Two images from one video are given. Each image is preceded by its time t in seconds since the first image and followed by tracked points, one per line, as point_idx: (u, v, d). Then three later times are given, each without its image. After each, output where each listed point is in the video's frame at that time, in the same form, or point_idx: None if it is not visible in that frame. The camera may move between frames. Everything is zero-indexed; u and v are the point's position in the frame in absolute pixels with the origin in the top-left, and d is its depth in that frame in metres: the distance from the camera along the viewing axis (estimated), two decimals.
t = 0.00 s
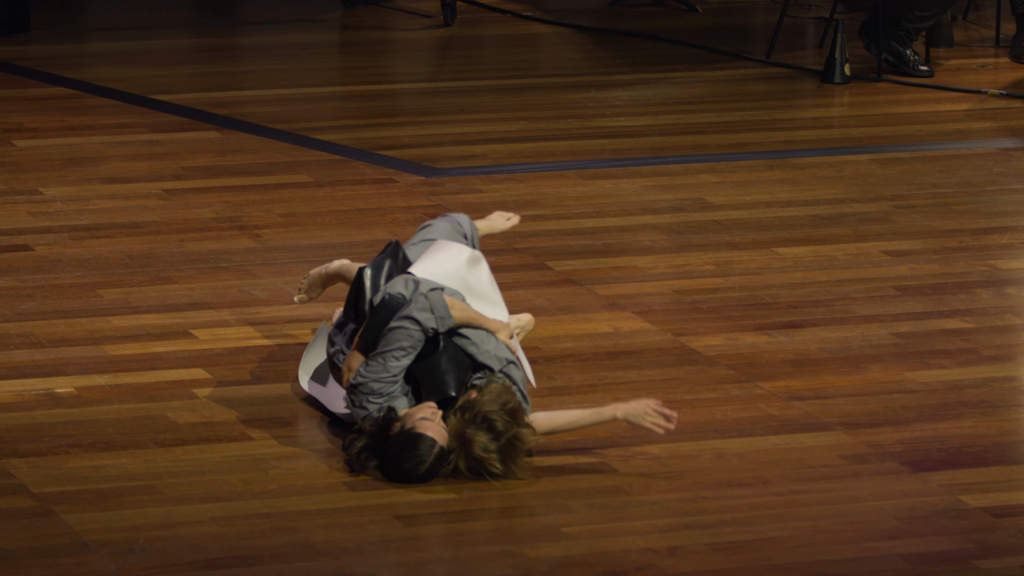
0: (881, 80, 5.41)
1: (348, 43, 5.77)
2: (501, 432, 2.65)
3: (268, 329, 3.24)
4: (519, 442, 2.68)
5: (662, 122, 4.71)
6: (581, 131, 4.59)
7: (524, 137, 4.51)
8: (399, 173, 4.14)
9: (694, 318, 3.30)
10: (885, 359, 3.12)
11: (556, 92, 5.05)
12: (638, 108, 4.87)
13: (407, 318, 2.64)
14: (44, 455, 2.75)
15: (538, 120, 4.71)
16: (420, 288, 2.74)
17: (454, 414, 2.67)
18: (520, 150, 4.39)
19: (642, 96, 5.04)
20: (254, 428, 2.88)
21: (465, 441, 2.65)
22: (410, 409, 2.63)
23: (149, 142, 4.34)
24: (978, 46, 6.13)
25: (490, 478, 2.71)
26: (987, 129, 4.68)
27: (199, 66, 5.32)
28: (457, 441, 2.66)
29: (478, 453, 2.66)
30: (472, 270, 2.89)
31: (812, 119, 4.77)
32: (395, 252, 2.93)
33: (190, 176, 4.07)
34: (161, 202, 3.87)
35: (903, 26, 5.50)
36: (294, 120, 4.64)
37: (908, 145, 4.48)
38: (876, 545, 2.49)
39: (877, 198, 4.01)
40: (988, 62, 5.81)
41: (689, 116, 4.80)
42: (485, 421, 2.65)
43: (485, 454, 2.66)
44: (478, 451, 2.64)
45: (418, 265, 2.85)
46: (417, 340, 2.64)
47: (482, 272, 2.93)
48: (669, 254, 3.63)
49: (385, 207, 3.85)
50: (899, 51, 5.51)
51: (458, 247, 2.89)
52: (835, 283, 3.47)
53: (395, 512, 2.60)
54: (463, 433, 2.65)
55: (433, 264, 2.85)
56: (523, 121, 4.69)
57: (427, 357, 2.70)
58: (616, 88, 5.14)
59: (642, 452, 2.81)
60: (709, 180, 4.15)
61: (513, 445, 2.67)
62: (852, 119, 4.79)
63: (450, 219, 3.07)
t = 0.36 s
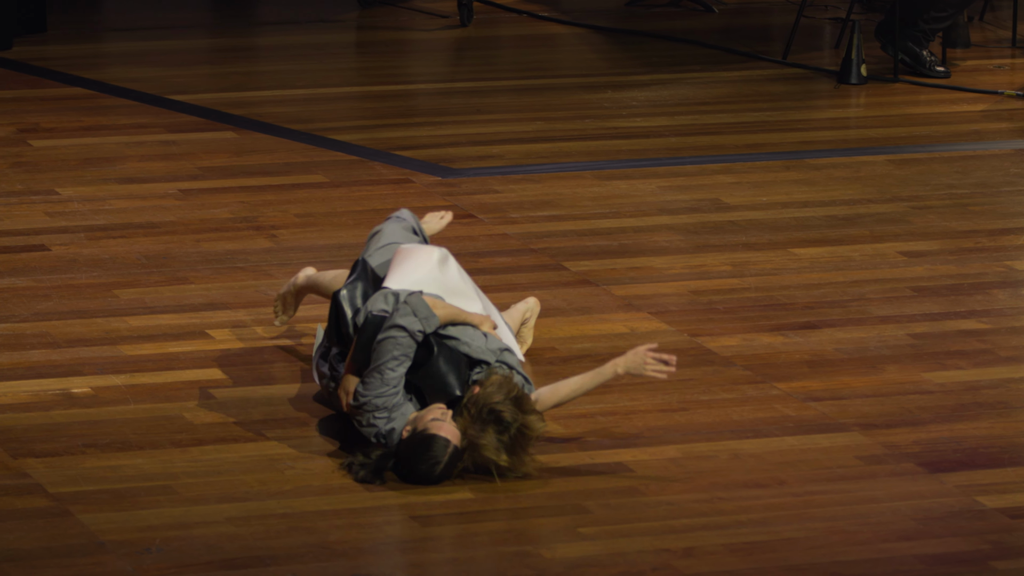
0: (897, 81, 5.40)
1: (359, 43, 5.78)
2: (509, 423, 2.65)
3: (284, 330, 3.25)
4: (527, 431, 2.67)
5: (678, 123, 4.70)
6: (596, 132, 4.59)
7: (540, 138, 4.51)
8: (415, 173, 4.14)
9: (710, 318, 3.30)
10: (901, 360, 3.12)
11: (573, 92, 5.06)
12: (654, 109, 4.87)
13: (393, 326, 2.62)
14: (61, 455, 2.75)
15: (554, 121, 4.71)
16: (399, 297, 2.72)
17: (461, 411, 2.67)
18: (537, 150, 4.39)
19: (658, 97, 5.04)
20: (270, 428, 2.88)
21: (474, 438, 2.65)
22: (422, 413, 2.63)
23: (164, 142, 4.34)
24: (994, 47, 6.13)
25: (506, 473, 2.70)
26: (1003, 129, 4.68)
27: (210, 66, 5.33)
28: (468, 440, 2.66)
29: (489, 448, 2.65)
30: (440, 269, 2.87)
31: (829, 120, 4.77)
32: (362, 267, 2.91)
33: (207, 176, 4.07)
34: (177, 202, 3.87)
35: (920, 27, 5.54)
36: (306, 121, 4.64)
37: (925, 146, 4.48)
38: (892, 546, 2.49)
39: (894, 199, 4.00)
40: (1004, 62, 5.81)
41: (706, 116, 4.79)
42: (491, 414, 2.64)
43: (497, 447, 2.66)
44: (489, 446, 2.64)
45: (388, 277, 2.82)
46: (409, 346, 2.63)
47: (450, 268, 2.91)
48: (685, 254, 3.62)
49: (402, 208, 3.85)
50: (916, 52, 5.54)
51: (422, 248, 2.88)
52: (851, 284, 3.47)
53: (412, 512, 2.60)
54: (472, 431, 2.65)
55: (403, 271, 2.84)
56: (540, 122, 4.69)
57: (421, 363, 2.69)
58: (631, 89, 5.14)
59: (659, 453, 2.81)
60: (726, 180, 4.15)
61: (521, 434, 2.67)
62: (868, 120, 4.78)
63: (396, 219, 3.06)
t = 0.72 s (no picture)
0: (917, 82, 5.40)
1: (371, 44, 5.78)
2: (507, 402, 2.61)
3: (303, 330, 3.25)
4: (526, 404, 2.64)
5: (697, 123, 4.70)
6: (618, 132, 4.60)
7: (560, 138, 4.51)
8: (434, 174, 4.14)
9: (729, 319, 3.30)
10: (920, 361, 3.12)
11: (593, 93, 5.06)
12: (673, 109, 4.87)
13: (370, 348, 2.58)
14: (80, 455, 2.75)
15: (573, 121, 4.71)
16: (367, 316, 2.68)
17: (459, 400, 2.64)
18: (557, 150, 4.39)
19: (677, 97, 5.04)
20: (289, 429, 2.88)
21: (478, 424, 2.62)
22: (430, 415, 2.61)
23: (184, 142, 4.35)
24: (1014, 48, 6.12)
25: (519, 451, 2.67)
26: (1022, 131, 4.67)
27: (222, 66, 5.33)
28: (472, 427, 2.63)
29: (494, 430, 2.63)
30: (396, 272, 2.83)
31: (848, 121, 4.77)
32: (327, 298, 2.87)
33: (226, 176, 4.07)
34: (196, 202, 3.87)
35: (939, 28, 5.56)
36: (320, 121, 4.64)
37: (944, 146, 4.48)
38: (911, 547, 2.49)
39: (913, 200, 4.00)
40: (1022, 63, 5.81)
41: (726, 117, 4.79)
42: (487, 397, 2.61)
43: (501, 427, 2.64)
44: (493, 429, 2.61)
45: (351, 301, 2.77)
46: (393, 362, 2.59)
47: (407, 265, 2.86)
48: (705, 255, 3.62)
49: (421, 208, 3.84)
50: (935, 54, 5.55)
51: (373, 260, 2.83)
52: (870, 285, 3.46)
53: (430, 513, 2.60)
54: (472, 417, 2.63)
55: (364, 289, 2.79)
56: (559, 122, 4.68)
57: (408, 369, 2.67)
58: (652, 89, 5.15)
59: (678, 453, 2.81)
60: (745, 181, 4.14)
61: (521, 409, 2.63)
62: (887, 121, 4.78)
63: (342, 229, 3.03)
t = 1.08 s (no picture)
0: (938, 82, 5.40)
1: (384, 44, 5.78)
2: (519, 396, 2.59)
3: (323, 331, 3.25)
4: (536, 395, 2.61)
5: (718, 124, 4.70)
6: (640, 132, 4.61)
7: (580, 139, 4.51)
8: (455, 174, 4.15)
9: (749, 320, 3.30)
10: (941, 361, 3.12)
11: (613, 93, 5.06)
12: (694, 110, 4.87)
13: (375, 366, 2.57)
14: (101, 455, 2.75)
15: (593, 122, 4.71)
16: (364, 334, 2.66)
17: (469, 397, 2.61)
18: (578, 151, 4.40)
19: (697, 98, 5.04)
20: (309, 429, 2.88)
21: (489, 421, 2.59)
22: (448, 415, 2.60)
23: (204, 142, 4.35)
24: None
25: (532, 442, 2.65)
26: None
27: (236, 66, 5.34)
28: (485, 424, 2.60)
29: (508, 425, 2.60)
30: (385, 283, 2.80)
31: (867, 121, 4.77)
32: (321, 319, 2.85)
33: (247, 176, 4.07)
34: (217, 203, 3.87)
35: (959, 28, 5.60)
36: (335, 121, 4.64)
37: (964, 147, 4.48)
38: (931, 548, 2.49)
39: (933, 201, 4.00)
40: None
41: (746, 118, 4.79)
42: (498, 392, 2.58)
43: (511, 422, 2.60)
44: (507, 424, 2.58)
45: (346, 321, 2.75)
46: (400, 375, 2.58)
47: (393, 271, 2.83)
48: (725, 256, 3.63)
49: (442, 209, 3.84)
50: (956, 54, 5.60)
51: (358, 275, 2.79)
52: (891, 285, 3.47)
53: (451, 513, 2.60)
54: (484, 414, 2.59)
55: (356, 306, 2.77)
56: (579, 123, 4.69)
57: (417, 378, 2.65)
58: (673, 89, 5.15)
59: (698, 454, 2.81)
60: (765, 182, 4.15)
61: (529, 403, 2.60)
62: (907, 121, 4.78)
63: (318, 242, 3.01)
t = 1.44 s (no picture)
0: (955, 83, 5.40)
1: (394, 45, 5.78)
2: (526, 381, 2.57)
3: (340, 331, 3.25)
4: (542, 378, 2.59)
5: (735, 124, 4.70)
6: (657, 133, 4.61)
7: (598, 139, 4.51)
8: (473, 175, 4.15)
9: (767, 320, 3.30)
10: (959, 362, 3.12)
11: (632, 94, 5.06)
12: (712, 110, 4.87)
13: (376, 382, 2.58)
14: (118, 455, 2.75)
15: (611, 122, 4.71)
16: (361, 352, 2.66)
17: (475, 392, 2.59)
18: (596, 151, 4.40)
19: (715, 98, 5.04)
20: (325, 430, 2.88)
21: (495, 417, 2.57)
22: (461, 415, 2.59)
23: (221, 142, 4.35)
24: None
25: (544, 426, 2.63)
26: None
27: (247, 66, 5.34)
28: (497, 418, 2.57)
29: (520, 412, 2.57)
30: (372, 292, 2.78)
31: (885, 122, 4.77)
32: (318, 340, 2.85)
33: (265, 176, 4.07)
34: (234, 203, 3.87)
35: (977, 29, 5.64)
36: (348, 121, 4.64)
37: (982, 148, 4.48)
38: (948, 549, 2.49)
39: (951, 201, 4.00)
40: None
41: (764, 118, 4.79)
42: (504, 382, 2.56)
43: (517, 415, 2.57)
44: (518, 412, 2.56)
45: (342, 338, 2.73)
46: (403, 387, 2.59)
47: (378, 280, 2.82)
48: (742, 256, 3.63)
49: (459, 209, 3.84)
50: (973, 55, 5.64)
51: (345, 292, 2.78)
52: (909, 286, 3.47)
53: (467, 514, 2.60)
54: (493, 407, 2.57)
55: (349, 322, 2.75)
56: (600, 124, 4.68)
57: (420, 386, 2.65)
58: (691, 90, 5.15)
59: (715, 454, 2.81)
60: (783, 183, 4.15)
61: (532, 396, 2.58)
62: (925, 122, 4.78)
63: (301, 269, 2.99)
